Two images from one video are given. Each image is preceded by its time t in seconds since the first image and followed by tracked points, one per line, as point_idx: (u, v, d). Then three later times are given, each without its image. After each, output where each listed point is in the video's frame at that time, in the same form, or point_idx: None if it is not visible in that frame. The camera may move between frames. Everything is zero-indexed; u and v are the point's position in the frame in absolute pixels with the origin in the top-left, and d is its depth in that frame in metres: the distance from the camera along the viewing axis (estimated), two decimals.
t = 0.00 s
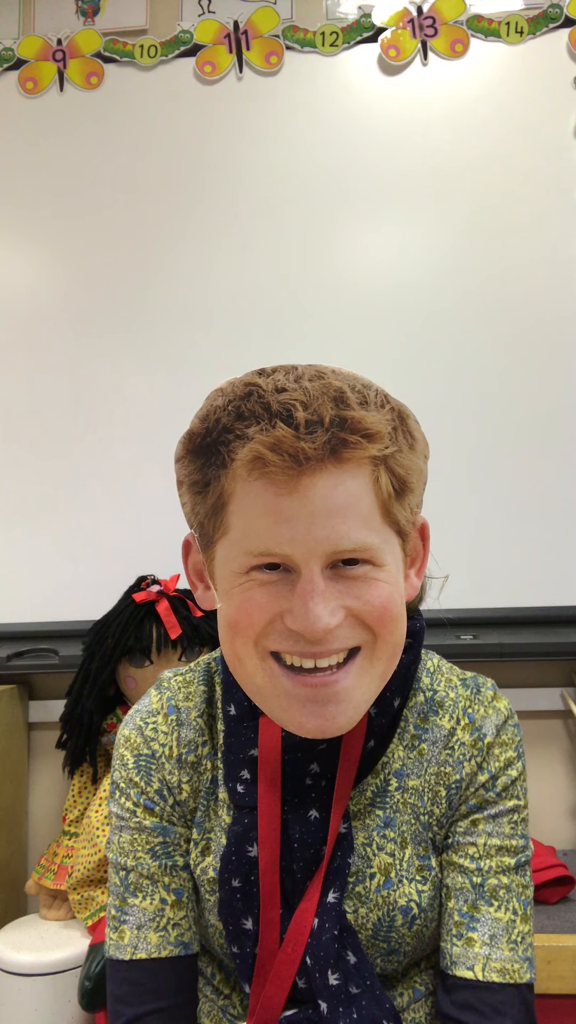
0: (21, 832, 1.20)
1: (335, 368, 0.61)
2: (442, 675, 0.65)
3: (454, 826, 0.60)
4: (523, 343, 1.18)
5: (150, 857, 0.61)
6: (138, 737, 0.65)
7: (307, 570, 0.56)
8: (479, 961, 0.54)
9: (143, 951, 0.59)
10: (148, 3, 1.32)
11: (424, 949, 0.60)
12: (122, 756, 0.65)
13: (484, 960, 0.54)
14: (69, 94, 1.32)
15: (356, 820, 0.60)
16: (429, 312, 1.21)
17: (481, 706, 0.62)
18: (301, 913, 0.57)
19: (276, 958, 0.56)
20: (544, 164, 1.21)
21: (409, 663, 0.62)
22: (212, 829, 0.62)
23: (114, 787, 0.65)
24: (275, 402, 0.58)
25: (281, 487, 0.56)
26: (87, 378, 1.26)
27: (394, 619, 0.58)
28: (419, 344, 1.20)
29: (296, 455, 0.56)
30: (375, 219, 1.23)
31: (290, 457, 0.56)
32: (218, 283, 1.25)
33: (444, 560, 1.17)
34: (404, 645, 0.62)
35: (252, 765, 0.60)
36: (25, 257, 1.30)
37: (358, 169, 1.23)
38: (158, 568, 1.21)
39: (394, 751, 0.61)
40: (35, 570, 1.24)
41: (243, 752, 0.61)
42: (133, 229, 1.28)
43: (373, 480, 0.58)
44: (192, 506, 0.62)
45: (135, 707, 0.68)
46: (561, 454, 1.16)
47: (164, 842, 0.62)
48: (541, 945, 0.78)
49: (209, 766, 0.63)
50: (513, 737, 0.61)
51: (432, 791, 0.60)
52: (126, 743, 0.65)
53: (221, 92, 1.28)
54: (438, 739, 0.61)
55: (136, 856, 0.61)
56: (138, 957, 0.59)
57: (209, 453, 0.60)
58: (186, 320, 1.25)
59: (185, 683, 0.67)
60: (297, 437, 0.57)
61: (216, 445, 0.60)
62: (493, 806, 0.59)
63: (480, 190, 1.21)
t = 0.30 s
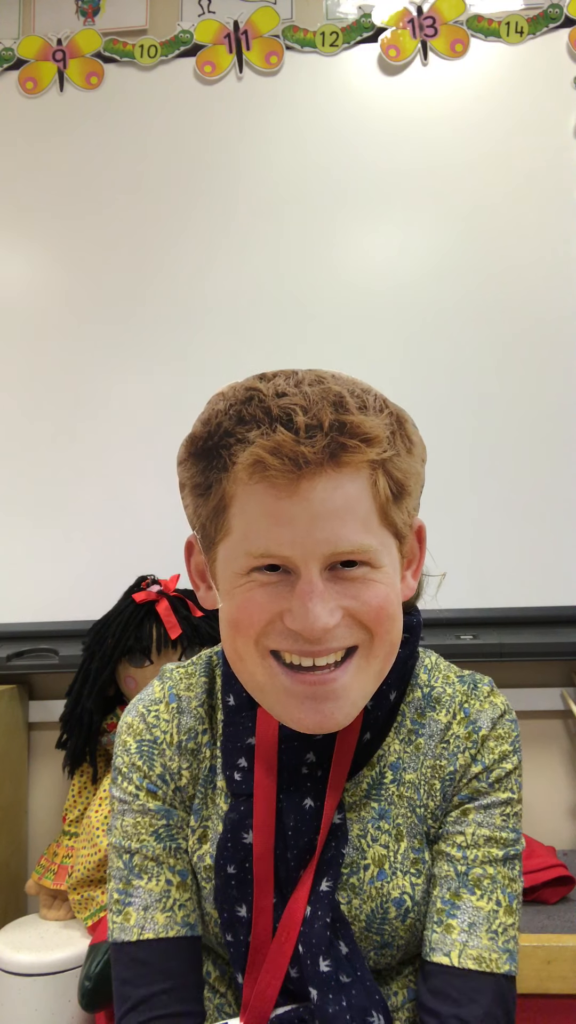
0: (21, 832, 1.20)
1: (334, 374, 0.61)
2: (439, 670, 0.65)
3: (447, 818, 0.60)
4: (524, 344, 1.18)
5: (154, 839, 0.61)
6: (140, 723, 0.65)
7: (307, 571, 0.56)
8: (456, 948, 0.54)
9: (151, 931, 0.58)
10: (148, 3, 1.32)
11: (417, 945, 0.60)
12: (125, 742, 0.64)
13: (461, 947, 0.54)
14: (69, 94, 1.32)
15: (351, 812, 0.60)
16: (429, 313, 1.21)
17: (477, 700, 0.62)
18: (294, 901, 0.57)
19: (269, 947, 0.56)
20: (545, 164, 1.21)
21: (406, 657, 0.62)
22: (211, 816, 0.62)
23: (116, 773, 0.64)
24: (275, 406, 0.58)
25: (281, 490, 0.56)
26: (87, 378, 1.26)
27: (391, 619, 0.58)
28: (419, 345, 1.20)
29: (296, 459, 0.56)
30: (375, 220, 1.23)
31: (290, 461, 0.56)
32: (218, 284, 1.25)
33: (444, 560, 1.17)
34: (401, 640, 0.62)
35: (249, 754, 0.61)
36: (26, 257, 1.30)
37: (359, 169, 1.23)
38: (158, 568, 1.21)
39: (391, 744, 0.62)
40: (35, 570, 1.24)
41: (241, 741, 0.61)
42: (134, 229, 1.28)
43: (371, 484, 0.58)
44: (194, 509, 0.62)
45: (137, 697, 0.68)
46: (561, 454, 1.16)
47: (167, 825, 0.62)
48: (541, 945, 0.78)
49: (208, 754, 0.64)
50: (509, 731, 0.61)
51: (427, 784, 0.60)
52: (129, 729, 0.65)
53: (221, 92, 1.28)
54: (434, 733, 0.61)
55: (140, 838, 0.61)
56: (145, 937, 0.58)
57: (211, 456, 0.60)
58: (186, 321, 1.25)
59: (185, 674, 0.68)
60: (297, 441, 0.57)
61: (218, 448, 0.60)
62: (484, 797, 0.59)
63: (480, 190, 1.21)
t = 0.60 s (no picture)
0: (20, 833, 1.20)
1: (332, 382, 0.62)
2: (440, 670, 0.65)
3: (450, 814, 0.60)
4: (524, 344, 1.18)
5: (163, 835, 0.61)
6: (149, 723, 0.65)
7: (309, 573, 0.56)
8: (463, 942, 0.54)
9: (159, 926, 0.58)
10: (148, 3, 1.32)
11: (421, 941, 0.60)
12: (134, 741, 0.65)
13: (468, 941, 0.54)
14: (69, 94, 1.32)
15: (355, 807, 0.60)
16: (429, 313, 1.21)
17: (478, 700, 0.62)
18: (300, 894, 0.57)
19: (276, 939, 0.56)
20: (545, 164, 1.21)
21: (408, 656, 0.62)
22: (219, 813, 0.63)
23: (125, 772, 0.65)
24: (275, 413, 0.58)
25: (283, 495, 0.56)
26: (87, 378, 1.26)
27: (391, 618, 0.58)
28: (419, 345, 1.20)
29: (296, 465, 0.56)
30: (375, 220, 1.23)
31: (291, 466, 0.56)
32: (218, 283, 1.25)
33: (443, 560, 1.17)
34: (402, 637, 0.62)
35: (256, 748, 0.61)
36: (25, 257, 1.30)
37: (358, 169, 1.23)
38: (158, 568, 1.21)
39: (394, 742, 0.62)
40: (35, 570, 1.24)
41: (248, 737, 0.61)
42: (134, 229, 1.28)
43: (370, 487, 0.58)
44: (199, 513, 0.62)
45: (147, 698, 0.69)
46: (561, 454, 1.16)
47: (176, 822, 0.62)
48: (542, 944, 0.78)
49: (217, 752, 0.64)
50: (509, 730, 0.61)
51: (430, 781, 0.60)
52: (138, 728, 0.66)
53: (221, 92, 1.28)
54: (436, 731, 0.61)
55: (149, 835, 0.61)
56: (153, 932, 0.58)
57: (214, 463, 0.60)
58: (186, 321, 1.25)
59: (194, 675, 0.68)
60: (297, 446, 0.57)
61: (221, 455, 0.60)
62: (486, 794, 0.59)
63: (480, 190, 1.22)
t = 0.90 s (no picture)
0: (20, 833, 1.20)
1: (338, 378, 0.62)
2: (442, 670, 0.65)
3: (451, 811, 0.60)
4: (524, 344, 1.18)
5: (167, 829, 0.61)
6: (154, 717, 0.65)
7: (315, 565, 0.56)
8: (461, 936, 0.54)
9: (163, 919, 0.58)
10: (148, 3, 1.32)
11: (421, 937, 0.60)
12: (139, 736, 0.65)
13: (466, 935, 0.54)
14: (69, 94, 1.32)
15: (357, 804, 0.60)
16: (429, 313, 1.20)
17: (479, 698, 0.62)
18: (302, 887, 0.57)
19: (277, 933, 0.56)
20: (545, 164, 1.21)
21: (410, 653, 0.63)
22: (222, 808, 0.63)
23: (130, 766, 0.64)
24: (282, 410, 0.58)
25: (290, 489, 0.56)
26: (87, 378, 1.26)
27: (397, 610, 0.59)
28: (419, 346, 1.20)
29: (303, 459, 0.56)
30: (375, 221, 1.23)
31: (297, 461, 0.56)
32: (218, 283, 1.25)
33: (443, 560, 1.17)
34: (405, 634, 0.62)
35: (261, 743, 0.61)
36: (25, 257, 1.30)
37: (358, 170, 1.23)
38: (158, 568, 1.21)
39: (396, 738, 0.62)
40: (35, 570, 1.24)
41: (252, 732, 0.61)
42: (133, 230, 1.28)
43: (374, 482, 0.58)
44: (207, 508, 0.62)
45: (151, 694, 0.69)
46: (561, 454, 1.16)
47: (180, 816, 0.62)
48: (542, 944, 0.78)
49: (221, 748, 0.64)
50: (510, 728, 0.61)
51: (431, 778, 0.60)
52: (143, 723, 0.66)
53: (221, 92, 1.28)
54: (438, 729, 0.61)
55: (153, 829, 0.61)
56: (157, 925, 0.58)
57: (223, 458, 0.60)
58: (185, 321, 1.25)
59: (199, 671, 0.68)
60: (304, 442, 0.57)
61: (229, 451, 0.60)
62: (487, 791, 0.59)
63: (480, 190, 1.21)
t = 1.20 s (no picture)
0: (20, 833, 1.20)
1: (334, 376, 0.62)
2: (444, 669, 0.65)
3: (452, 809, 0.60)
4: (524, 344, 1.18)
5: (169, 826, 0.61)
6: (157, 715, 0.65)
7: (318, 561, 0.56)
8: (459, 931, 0.54)
9: (165, 914, 0.58)
10: (148, 3, 1.32)
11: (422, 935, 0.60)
12: (142, 732, 0.65)
13: (464, 930, 0.54)
14: (69, 94, 1.32)
15: (359, 801, 0.60)
16: (429, 313, 1.20)
17: (481, 698, 0.62)
18: (303, 885, 0.57)
19: (279, 928, 0.57)
20: (545, 164, 1.21)
21: (411, 651, 0.62)
22: (224, 804, 0.63)
23: (133, 763, 0.64)
24: (280, 409, 0.58)
25: (290, 487, 0.56)
26: (87, 378, 1.26)
27: (400, 603, 0.59)
28: (419, 346, 1.20)
29: (302, 457, 0.56)
30: (375, 221, 1.23)
31: (297, 459, 0.56)
32: (218, 283, 1.25)
33: (443, 560, 1.17)
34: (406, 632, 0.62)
35: (263, 740, 0.61)
36: (25, 257, 1.30)
37: (359, 170, 1.23)
38: (158, 568, 1.21)
39: (397, 736, 0.62)
40: (35, 570, 1.24)
41: (254, 729, 0.61)
42: (133, 230, 1.28)
43: (374, 478, 0.58)
44: (209, 509, 0.62)
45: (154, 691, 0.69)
46: (560, 454, 1.16)
47: (182, 813, 0.62)
48: (542, 944, 0.77)
49: (223, 744, 0.64)
50: (512, 727, 0.61)
51: (433, 776, 0.60)
52: (146, 720, 0.66)
53: (221, 92, 1.28)
54: (440, 727, 0.61)
55: (156, 825, 0.61)
56: (160, 921, 0.58)
57: (223, 459, 0.60)
58: (185, 321, 1.25)
59: (201, 669, 0.68)
60: (303, 440, 0.57)
61: (229, 451, 0.60)
62: (488, 789, 0.59)
63: (480, 190, 1.22)
